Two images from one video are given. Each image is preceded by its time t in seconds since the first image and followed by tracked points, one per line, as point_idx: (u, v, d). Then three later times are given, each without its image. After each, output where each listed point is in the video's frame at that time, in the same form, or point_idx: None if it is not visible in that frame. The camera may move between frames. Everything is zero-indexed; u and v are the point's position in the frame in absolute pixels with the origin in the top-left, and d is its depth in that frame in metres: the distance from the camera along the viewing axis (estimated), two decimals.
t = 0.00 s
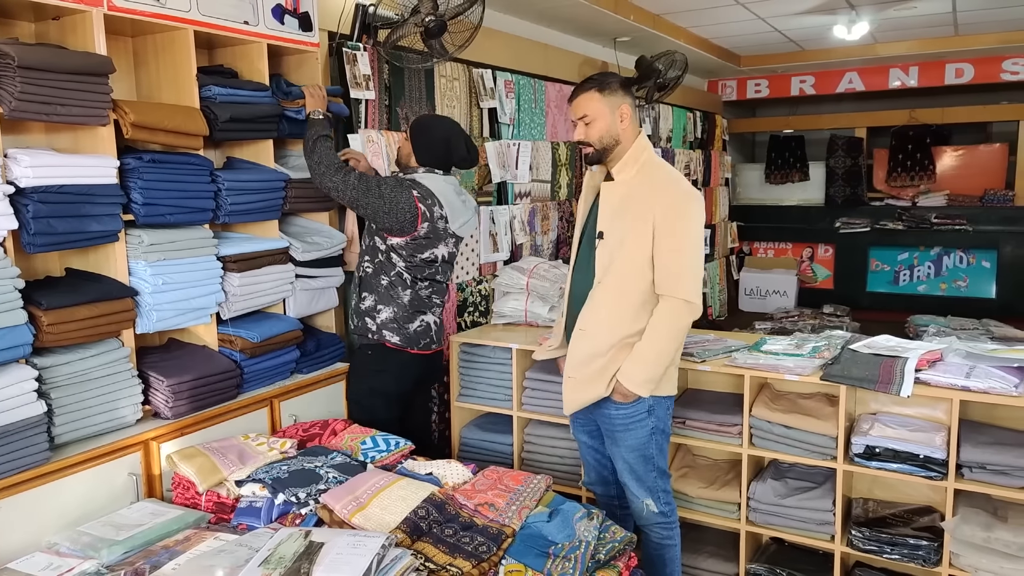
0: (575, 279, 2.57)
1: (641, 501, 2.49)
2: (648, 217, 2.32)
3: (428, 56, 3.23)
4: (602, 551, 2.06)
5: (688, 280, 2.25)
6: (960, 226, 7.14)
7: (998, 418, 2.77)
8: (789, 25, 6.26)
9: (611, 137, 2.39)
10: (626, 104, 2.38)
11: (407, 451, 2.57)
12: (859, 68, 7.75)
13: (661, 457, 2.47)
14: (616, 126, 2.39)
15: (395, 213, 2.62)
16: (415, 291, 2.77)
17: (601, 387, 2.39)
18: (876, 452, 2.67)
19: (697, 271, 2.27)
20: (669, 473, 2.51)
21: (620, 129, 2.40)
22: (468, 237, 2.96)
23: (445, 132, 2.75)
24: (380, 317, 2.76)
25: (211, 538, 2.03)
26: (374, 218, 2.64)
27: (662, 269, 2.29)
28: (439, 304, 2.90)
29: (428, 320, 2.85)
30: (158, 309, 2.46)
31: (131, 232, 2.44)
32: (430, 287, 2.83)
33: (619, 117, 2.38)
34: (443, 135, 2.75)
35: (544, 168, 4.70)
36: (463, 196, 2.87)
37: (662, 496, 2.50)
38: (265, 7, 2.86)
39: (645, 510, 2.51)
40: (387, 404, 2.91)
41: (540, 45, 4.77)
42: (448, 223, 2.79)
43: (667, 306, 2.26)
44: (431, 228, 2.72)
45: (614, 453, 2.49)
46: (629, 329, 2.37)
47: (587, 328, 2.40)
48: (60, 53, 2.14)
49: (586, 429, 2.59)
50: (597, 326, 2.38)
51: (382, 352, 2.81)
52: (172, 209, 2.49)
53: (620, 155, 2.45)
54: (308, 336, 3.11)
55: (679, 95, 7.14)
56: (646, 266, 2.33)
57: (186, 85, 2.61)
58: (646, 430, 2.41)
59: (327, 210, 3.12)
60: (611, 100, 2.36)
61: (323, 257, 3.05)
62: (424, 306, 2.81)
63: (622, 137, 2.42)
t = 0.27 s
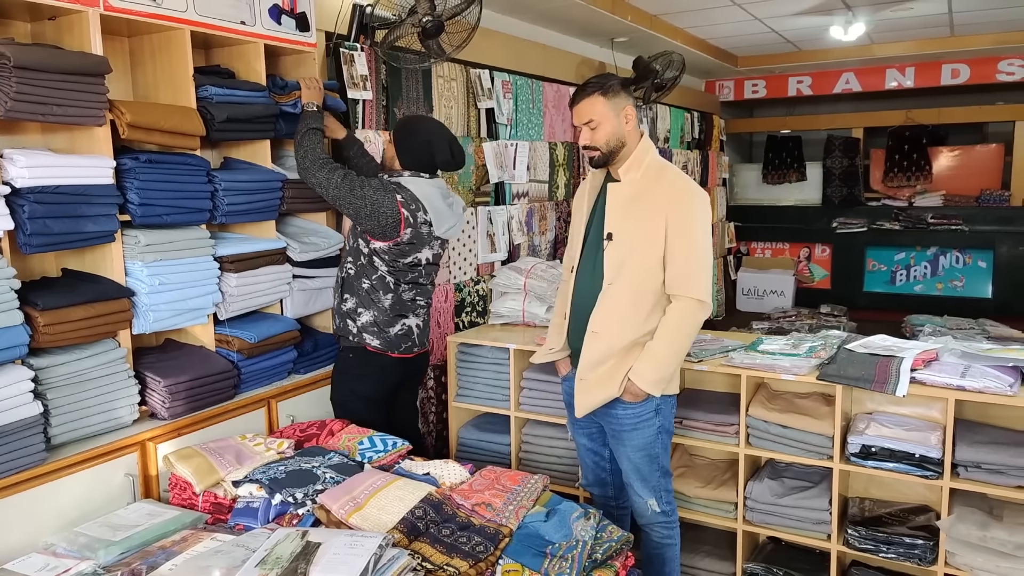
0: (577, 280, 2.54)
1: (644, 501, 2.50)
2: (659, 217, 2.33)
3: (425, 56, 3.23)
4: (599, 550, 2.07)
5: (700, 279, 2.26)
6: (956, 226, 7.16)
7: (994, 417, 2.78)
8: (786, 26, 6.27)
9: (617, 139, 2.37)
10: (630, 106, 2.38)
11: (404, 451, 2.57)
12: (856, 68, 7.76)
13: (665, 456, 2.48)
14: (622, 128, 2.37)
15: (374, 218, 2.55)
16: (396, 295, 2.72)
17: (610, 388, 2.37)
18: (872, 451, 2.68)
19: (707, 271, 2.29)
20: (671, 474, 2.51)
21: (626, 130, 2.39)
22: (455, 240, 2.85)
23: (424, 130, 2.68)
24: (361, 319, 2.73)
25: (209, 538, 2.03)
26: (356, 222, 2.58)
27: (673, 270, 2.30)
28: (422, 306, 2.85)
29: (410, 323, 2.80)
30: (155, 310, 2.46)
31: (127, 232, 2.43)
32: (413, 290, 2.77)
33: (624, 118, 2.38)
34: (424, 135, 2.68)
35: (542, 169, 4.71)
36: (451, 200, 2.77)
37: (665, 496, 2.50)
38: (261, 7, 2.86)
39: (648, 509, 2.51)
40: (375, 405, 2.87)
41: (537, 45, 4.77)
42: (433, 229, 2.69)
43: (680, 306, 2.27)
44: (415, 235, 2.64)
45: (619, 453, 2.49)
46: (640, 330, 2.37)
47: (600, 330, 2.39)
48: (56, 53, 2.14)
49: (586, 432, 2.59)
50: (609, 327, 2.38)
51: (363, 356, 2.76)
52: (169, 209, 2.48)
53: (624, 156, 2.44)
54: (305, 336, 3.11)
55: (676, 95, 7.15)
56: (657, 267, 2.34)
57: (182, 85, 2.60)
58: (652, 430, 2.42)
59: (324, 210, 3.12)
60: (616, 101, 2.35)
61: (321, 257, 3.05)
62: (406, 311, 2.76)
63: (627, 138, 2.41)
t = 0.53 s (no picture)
0: (582, 281, 2.54)
1: (646, 502, 2.51)
2: (668, 218, 2.34)
3: (423, 57, 3.23)
4: (596, 550, 2.06)
5: (707, 280, 2.27)
6: (953, 226, 7.17)
7: (989, 417, 2.79)
8: (783, 27, 6.28)
9: (625, 140, 2.38)
10: (637, 107, 2.39)
11: (402, 451, 2.57)
12: (854, 69, 7.77)
13: (668, 456, 2.49)
14: (629, 129, 2.38)
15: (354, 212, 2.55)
16: (382, 289, 2.71)
17: (617, 388, 2.38)
18: (869, 451, 2.69)
19: (714, 272, 2.29)
20: (672, 474, 2.52)
21: (633, 131, 2.40)
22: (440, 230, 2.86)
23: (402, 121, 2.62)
24: (347, 315, 2.73)
25: (206, 538, 2.04)
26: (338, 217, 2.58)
27: (681, 271, 2.31)
28: (410, 299, 2.84)
29: (398, 317, 2.80)
30: (152, 310, 2.46)
31: (125, 233, 2.43)
32: (400, 283, 2.76)
33: (631, 119, 2.38)
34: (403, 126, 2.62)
35: (540, 169, 4.72)
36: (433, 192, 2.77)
37: (666, 497, 2.51)
38: (259, 8, 2.86)
39: (649, 510, 2.52)
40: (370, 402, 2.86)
41: (535, 45, 4.78)
42: (416, 222, 2.69)
43: (688, 307, 2.27)
44: (398, 228, 2.64)
45: (623, 454, 2.49)
46: (647, 331, 2.38)
47: (608, 331, 2.39)
48: (54, 54, 2.14)
49: (590, 435, 2.59)
50: (617, 329, 2.38)
51: (352, 352, 2.78)
52: (167, 209, 2.49)
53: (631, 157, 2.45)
54: (303, 336, 3.11)
55: (675, 95, 7.16)
56: (664, 268, 2.35)
57: (180, 86, 2.61)
58: (655, 430, 2.43)
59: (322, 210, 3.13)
60: (624, 102, 2.35)
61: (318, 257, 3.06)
62: (394, 304, 2.76)
63: (635, 139, 2.42)
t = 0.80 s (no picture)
0: (586, 283, 2.56)
1: (648, 504, 2.51)
2: (672, 220, 2.34)
3: (421, 58, 3.24)
4: (592, 550, 2.07)
5: (711, 283, 2.27)
6: (950, 226, 7.20)
7: (985, 417, 2.80)
8: (781, 28, 6.30)
9: (631, 141, 2.39)
10: (643, 107, 2.40)
11: (400, 451, 2.58)
12: (851, 70, 7.79)
13: (671, 459, 2.50)
14: (635, 129, 2.39)
15: (343, 213, 2.57)
16: (376, 290, 2.72)
17: (620, 391, 2.40)
18: (865, 451, 2.70)
19: (718, 275, 2.29)
20: (675, 477, 2.53)
21: (639, 132, 2.41)
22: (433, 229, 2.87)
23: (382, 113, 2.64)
24: (342, 318, 2.74)
25: (204, 538, 2.04)
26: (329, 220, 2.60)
27: (685, 273, 2.31)
28: (405, 299, 2.85)
29: (394, 317, 2.81)
30: (151, 311, 2.47)
31: (123, 234, 2.44)
32: (394, 283, 2.78)
33: (636, 120, 2.40)
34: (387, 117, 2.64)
35: (538, 170, 4.73)
36: (424, 191, 2.77)
37: (668, 499, 2.52)
38: (257, 9, 2.87)
39: (651, 513, 2.53)
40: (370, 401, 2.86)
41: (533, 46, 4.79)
42: (407, 221, 2.71)
43: (691, 310, 2.28)
44: (388, 228, 2.66)
45: (625, 456, 2.50)
46: (651, 333, 2.39)
47: (610, 334, 2.41)
48: (52, 55, 2.15)
49: (592, 437, 2.61)
50: (620, 331, 2.39)
51: (348, 353, 2.77)
52: (165, 210, 2.49)
53: (636, 158, 2.46)
54: (301, 337, 3.12)
55: (673, 96, 7.17)
56: (668, 270, 2.35)
57: (178, 88, 2.62)
58: (658, 434, 2.44)
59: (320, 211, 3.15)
60: (629, 103, 2.36)
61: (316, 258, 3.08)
62: (388, 305, 2.77)
63: (641, 139, 2.43)
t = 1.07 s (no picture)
0: (591, 286, 2.59)
1: (648, 505, 2.53)
2: (672, 224, 2.33)
3: (418, 59, 3.25)
4: (589, 548, 2.08)
5: (711, 289, 2.26)
6: (946, 226, 7.22)
7: (980, 416, 2.81)
8: (777, 28, 6.31)
9: (633, 143, 2.40)
10: (645, 109, 2.40)
11: (397, 451, 2.58)
12: (847, 70, 7.80)
13: (672, 462, 2.51)
14: (637, 132, 2.40)
15: (348, 222, 2.57)
16: (382, 296, 2.73)
17: (620, 394, 2.42)
18: (860, 450, 2.71)
19: (719, 280, 2.28)
20: (677, 480, 2.55)
21: (641, 134, 2.41)
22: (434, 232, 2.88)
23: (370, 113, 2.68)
24: (347, 324, 2.74)
25: (201, 538, 2.04)
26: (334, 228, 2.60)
27: (684, 278, 2.30)
28: (409, 303, 2.87)
29: (399, 322, 2.83)
30: (148, 311, 2.47)
31: (120, 234, 2.44)
32: (399, 288, 2.79)
33: (638, 122, 2.40)
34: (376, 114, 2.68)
35: (535, 170, 4.73)
36: (426, 194, 2.77)
37: (668, 501, 2.53)
38: (254, 10, 2.88)
39: (651, 514, 2.54)
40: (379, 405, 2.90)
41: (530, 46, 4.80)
42: (411, 226, 2.71)
43: (691, 315, 2.28)
44: (392, 234, 2.66)
45: (625, 457, 2.52)
46: (651, 338, 2.39)
47: (610, 338, 2.42)
48: (49, 56, 2.15)
49: (591, 434, 2.63)
50: (619, 335, 2.41)
51: (355, 359, 2.79)
52: (162, 211, 2.50)
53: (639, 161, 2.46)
54: (299, 336, 3.13)
55: (670, 96, 7.18)
56: (668, 274, 2.35)
57: (175, 88, 2.62)
58: (658, 436, 2.45)
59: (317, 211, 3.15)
60: (631, 106, 2.37)
61: (313, 258, 3.09)
62: (393, 310, 2.78)
63: (644, 141, 2.42)
